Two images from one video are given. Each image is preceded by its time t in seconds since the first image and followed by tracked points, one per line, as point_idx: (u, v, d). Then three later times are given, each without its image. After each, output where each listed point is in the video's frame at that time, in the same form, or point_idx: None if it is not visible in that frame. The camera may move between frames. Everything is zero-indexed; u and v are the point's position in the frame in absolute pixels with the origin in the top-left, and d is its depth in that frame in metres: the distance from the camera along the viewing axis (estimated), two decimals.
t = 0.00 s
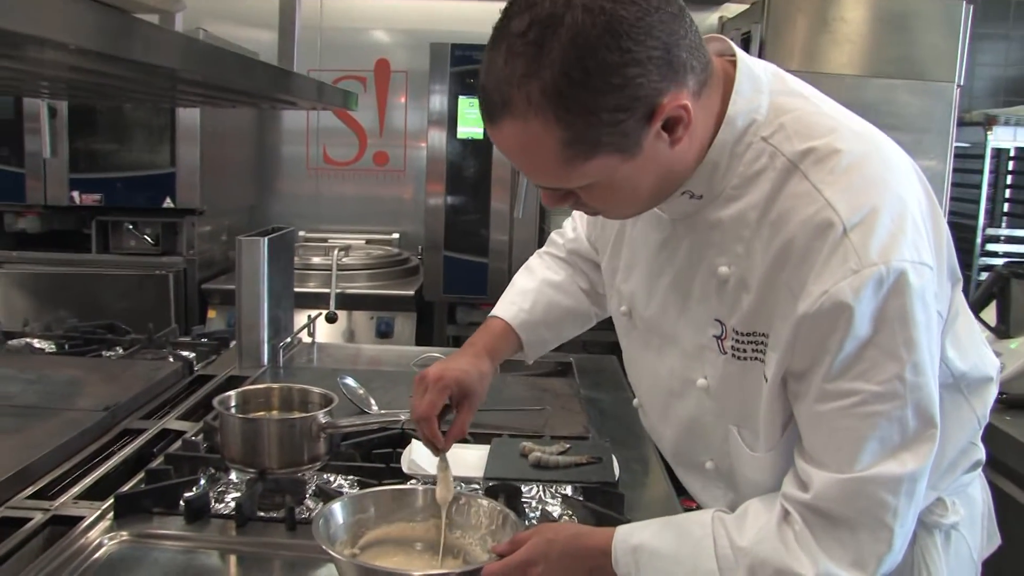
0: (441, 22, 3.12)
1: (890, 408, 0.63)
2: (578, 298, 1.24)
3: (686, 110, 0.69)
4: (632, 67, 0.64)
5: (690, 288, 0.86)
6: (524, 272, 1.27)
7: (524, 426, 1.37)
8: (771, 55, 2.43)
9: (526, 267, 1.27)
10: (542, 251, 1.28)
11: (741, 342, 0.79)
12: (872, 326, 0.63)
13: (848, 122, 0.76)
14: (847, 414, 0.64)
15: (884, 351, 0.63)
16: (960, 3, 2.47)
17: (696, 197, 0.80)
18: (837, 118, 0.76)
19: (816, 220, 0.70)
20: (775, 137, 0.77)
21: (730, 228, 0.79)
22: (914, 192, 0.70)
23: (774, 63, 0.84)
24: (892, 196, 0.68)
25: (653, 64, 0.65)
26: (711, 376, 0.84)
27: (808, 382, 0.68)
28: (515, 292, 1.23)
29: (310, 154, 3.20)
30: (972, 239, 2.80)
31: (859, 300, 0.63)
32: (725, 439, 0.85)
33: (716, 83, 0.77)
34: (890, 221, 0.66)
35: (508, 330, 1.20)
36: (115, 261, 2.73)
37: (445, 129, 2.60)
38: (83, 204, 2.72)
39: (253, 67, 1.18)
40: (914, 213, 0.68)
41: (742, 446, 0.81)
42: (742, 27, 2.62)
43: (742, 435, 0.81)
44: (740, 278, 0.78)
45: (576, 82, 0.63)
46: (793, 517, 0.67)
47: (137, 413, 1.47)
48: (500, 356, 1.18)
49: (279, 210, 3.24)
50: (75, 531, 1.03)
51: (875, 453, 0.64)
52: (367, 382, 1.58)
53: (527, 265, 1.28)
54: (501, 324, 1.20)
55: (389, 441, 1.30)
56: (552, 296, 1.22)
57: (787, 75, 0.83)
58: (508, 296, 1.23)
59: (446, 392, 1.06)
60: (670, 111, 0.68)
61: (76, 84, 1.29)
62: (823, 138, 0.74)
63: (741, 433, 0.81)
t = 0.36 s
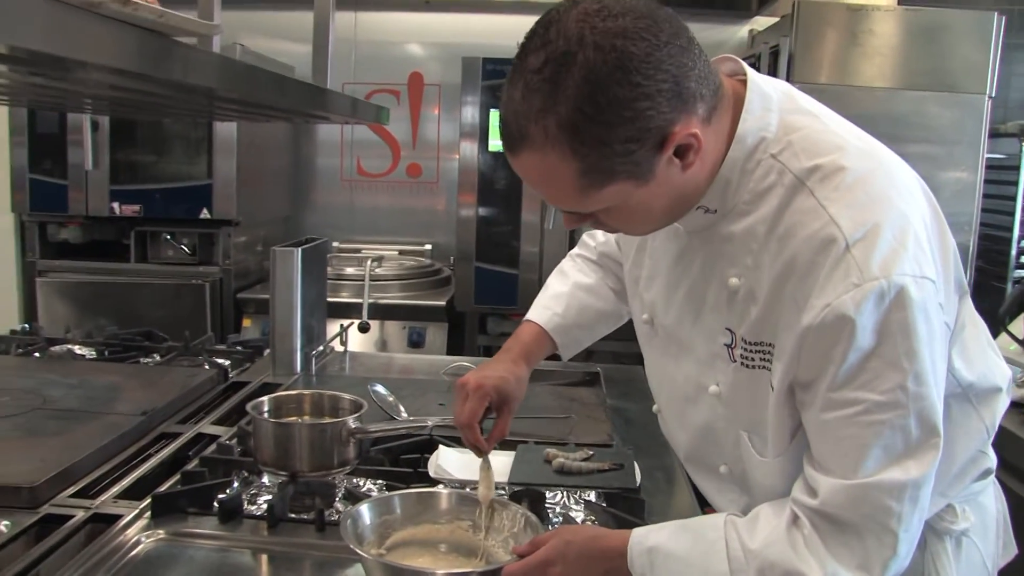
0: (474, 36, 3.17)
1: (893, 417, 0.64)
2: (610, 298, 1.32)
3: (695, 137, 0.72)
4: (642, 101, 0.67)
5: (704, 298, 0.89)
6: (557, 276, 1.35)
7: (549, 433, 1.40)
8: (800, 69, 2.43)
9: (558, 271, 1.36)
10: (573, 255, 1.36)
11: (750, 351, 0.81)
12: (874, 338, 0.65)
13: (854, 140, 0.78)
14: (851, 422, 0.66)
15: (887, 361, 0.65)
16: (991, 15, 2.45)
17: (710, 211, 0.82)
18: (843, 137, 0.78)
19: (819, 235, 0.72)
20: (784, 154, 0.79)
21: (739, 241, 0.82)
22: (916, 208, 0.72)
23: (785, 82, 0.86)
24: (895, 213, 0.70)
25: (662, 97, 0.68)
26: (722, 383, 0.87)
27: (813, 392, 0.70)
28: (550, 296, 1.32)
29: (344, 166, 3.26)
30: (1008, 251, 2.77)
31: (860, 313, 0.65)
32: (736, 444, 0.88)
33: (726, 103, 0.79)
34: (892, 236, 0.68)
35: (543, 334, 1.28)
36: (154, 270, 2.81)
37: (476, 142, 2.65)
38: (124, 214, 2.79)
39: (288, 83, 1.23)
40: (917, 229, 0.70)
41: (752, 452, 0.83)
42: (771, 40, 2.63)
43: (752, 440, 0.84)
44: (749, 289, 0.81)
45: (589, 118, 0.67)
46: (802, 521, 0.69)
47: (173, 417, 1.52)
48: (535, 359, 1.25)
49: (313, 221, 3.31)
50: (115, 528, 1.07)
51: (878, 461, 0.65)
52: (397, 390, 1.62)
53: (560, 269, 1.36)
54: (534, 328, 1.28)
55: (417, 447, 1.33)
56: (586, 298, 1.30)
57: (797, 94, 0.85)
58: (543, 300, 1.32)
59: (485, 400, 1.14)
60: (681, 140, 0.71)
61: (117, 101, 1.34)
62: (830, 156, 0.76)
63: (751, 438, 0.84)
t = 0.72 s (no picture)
0: (485, 51, 3.21)
1: (876, 419, 0.67)
2: (620, 301, 1.36)
3: (683, 154, 0.76)
4: (631, 122, 0.71)
5: (699, 306, 0.93)
6: (568, 282, 1.39)
7: (557, 441, 1.43)
8: (808, 83, 2.46)
9: (568, 276, 1.39)
10: (583, 259, 1.40)
11: (743, 357, 0.85)
12: (856, 344, 0.68)
13: (840, 154, 0.81)
14: (836, 425, 0.69)
15: (869, 367, 0.68)
16: (997, 26, 2.48)
17: (703, 223, 0.86)
18: (829, 152, 0.82)
19: (805, 247, 0.75)
20: (771, 168, 0.83)
21: (731, 252, 0.85)
22: (899, 219, 0.75)
23: (774, 99, 0.90)
24: (876, 224, 0.73)
25: (651, 117, 0.72)
26: (717, 389, 0.90)
27: (802, 397, 0.73)
28: (560, 301, 1.36)
29: (357, 181, 3.31)
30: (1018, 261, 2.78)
31: (842, 320, 0.68)
32: (731, 447, 0.91)
33: (714, 121, 0.83)
34: (873, 246, 0.71)
35: (554, 338, 1.31)
36: (170, 284, 2.86)
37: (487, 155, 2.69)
38: (140, 229, 2.85)
39: (301, 101, 1.27)
40: (898, 239, 0.73)
41: (747, 455, 0.86)
42: (777, 54, 2.67)
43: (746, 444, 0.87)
44: (740, 298, 0.84)
45: (580, 137, 0.71)
46: (794, 521, 0.72)
47: (190, 427, 1.56)
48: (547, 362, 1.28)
49: (327, 235, 3.35)
50: (134, 533, 1.11)
51: (864, 462, 0.68)
52: (408, 400, 1.65)
53: (570, 274, 1.40)
54: (545, 332, 1.32)
55: (428, 455, 1.36)
56: (595, 301, 1.34)
57: (786, 111, 0.89)
58: (554, 304, 1.36)
59: (502, 404, 1.16)
60: (669, 157, 0.75)
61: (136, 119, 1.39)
62: (816, 170, 0.80)
63: (744, 442, 0.87)
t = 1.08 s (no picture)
0: (495, 59, 3.25)
1: (870, 417, 0.70)
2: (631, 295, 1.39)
3: (681, 161, 0.79)
4: (631, 130, 0.74)
5: (703, 308, 0.96)
6: (582, 275, 1.42)
7: (567, 442, 1.46)
8: (815, 89, 2.49)
9: (583, 269, 1.43)
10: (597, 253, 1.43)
11: (743, 356, 0.88)
12: (851, 344, 0.71)
13: (836, 162, 0.85)
14: (833, 422, 0.72)
15: (864, 366, 0.71)
16: (1003, 32, 2.50)
17: (704, 227, 0.90)
18: (825, 160, 0.85)
19: (800, 251, 0.78)
20: (770, 174, 0.86)
21: (731, 256, 0.88)
22: (892, 224, 0.78)
23: (773, 107, 0.94)
24: (869, 229, 0.76)
25: (651, 126, 0.75)
26: (720, 388, 0.93)
27: (799, 395, 0.76)
28: (573, 295, 1.40)
29: (369, 188, 3.35)
30: None
31: (837, 321, 0.71)
32: (734, 445, 0.94)
33: (714, 130, 0.86)
34: (867, 249, 0.74)
35: (567, 330, 1.36)
36: (185, 290, 2.90)
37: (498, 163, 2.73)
38: (156, 236, 2.90)
39: (316, 111, 1.31)
40: (891, 243, 0.76)
41: (748, 451, 0.90)
42: (784, 61, 2.69)
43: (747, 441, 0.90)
44: (740, 300, 0.88)
45: (583, 145, 0.74)
46: (794, 515, 0.75)
47: (207, 429, 1.59)
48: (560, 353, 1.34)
49: (340, 242, 3.39)
50: (155, 530, 1.14)
51: (860, 458, 0.71)
52: (421, 403, 1.68)
53: (584, 268, 1.43)
54: (558, 322, 1.36)
55: (441, 456, 1.39)
56: (607, 295, 1.37)
57: (784, 119, 0.92)
58: (567, 298, 1.40)
59: (517, 393, 1.21)
60: (668, 165, 0.78)
61: (153, 129, 1.43)
62: (812, 176, 0.83)
63: (745, 439, 0.91)
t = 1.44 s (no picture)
0: (506, 56, 3.28)
1: (871, 399, 0.74)
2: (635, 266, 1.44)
3: (688, 146, 0.82)
4: (640, 113, 0.77)
5: (709, 293, 1.00)
6: (588, 239, 1.49)
7: (578, 433, 1.48)
8: (824, 84, 2.50)
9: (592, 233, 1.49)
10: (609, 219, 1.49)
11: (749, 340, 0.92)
12: (852, 329, 0.75)
13: (839, 154, 0.89)
14: (835, 405, 0.76)
15: (864, 350, 0.74)
16: (1013, 26, 2.51)
17: (711, 215, 0.94)
18: (829, 152, 0.89)
19: (804, 239, 0.82)
20: (774, 165, 0.90)
21: (737, 244, 0.92)
22: (893, 214, 0.82)
23: (780, 100, 0.97)
24: (871, 218, 0.80)
25: (659, 109, 0.78)
26: (727, 371, 0.98)
27: (802, 377, 0.80)
28: (579, 255, 1.47)
29: (381, 186, 3.38)
30: None
31: (838, 306, 0.75)
32: (740, 425, 1.00)
33: (722, 120, 0.90)
34: (867, 238, 0.78)
35: (567, 285, 1.45)
36: (201, 287, 2.94)
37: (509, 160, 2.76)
38: (171, 234, 2.94)
39: (331, 109, 1.35)
40: (891, 232, 0.80)
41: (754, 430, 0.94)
42: (792, 57, 2.70)
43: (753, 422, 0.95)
44: (745, 286, 0.92)
45: (593, 124, 0.77)
46: (797, 496, 0.79)
47: (226, 422, 1.63)
48: (558, 305, 1.44)
49: (353, 238, 3.43)
50: (177, 518, 1.17)
51: (860, 439, 0.75)
52: (435, 395, 1.71)
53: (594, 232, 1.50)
54: (559, 279, 1.46)
55: (454, 446, 1.42)
56: (609, 262, 1.44)
57: (790, 112, 0.96)
58: (572, 256, 1.48)
59: (509, 329, 1.35)
60: (675, 149, 0.81)
61: (172, 127, 1.47)
62: (816, 168, 0.87)
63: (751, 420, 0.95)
